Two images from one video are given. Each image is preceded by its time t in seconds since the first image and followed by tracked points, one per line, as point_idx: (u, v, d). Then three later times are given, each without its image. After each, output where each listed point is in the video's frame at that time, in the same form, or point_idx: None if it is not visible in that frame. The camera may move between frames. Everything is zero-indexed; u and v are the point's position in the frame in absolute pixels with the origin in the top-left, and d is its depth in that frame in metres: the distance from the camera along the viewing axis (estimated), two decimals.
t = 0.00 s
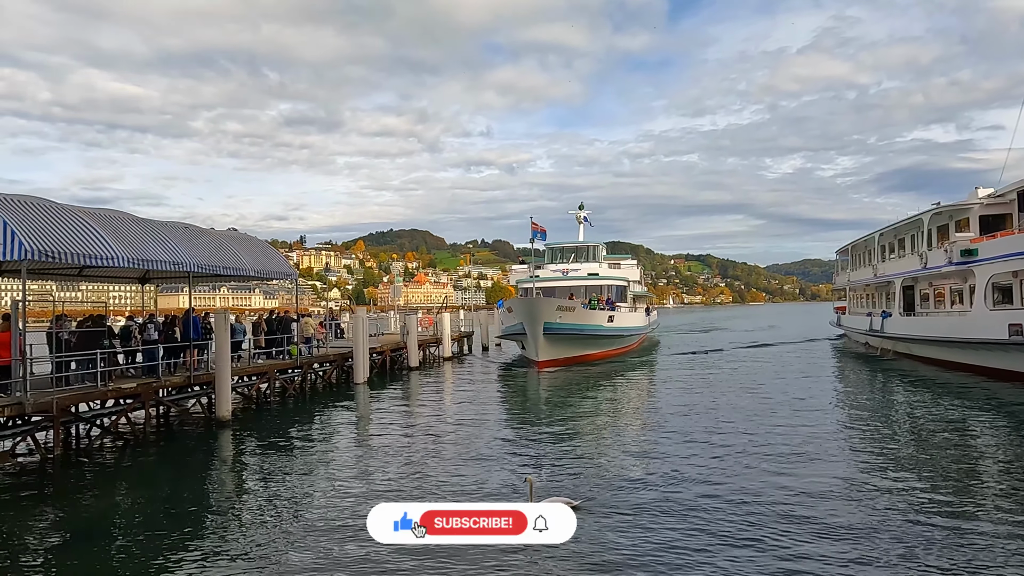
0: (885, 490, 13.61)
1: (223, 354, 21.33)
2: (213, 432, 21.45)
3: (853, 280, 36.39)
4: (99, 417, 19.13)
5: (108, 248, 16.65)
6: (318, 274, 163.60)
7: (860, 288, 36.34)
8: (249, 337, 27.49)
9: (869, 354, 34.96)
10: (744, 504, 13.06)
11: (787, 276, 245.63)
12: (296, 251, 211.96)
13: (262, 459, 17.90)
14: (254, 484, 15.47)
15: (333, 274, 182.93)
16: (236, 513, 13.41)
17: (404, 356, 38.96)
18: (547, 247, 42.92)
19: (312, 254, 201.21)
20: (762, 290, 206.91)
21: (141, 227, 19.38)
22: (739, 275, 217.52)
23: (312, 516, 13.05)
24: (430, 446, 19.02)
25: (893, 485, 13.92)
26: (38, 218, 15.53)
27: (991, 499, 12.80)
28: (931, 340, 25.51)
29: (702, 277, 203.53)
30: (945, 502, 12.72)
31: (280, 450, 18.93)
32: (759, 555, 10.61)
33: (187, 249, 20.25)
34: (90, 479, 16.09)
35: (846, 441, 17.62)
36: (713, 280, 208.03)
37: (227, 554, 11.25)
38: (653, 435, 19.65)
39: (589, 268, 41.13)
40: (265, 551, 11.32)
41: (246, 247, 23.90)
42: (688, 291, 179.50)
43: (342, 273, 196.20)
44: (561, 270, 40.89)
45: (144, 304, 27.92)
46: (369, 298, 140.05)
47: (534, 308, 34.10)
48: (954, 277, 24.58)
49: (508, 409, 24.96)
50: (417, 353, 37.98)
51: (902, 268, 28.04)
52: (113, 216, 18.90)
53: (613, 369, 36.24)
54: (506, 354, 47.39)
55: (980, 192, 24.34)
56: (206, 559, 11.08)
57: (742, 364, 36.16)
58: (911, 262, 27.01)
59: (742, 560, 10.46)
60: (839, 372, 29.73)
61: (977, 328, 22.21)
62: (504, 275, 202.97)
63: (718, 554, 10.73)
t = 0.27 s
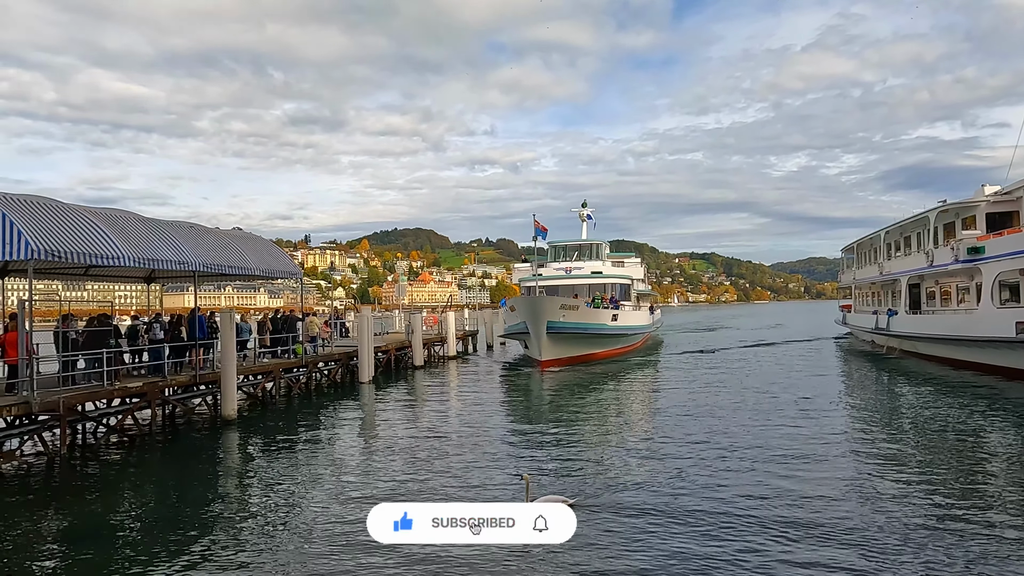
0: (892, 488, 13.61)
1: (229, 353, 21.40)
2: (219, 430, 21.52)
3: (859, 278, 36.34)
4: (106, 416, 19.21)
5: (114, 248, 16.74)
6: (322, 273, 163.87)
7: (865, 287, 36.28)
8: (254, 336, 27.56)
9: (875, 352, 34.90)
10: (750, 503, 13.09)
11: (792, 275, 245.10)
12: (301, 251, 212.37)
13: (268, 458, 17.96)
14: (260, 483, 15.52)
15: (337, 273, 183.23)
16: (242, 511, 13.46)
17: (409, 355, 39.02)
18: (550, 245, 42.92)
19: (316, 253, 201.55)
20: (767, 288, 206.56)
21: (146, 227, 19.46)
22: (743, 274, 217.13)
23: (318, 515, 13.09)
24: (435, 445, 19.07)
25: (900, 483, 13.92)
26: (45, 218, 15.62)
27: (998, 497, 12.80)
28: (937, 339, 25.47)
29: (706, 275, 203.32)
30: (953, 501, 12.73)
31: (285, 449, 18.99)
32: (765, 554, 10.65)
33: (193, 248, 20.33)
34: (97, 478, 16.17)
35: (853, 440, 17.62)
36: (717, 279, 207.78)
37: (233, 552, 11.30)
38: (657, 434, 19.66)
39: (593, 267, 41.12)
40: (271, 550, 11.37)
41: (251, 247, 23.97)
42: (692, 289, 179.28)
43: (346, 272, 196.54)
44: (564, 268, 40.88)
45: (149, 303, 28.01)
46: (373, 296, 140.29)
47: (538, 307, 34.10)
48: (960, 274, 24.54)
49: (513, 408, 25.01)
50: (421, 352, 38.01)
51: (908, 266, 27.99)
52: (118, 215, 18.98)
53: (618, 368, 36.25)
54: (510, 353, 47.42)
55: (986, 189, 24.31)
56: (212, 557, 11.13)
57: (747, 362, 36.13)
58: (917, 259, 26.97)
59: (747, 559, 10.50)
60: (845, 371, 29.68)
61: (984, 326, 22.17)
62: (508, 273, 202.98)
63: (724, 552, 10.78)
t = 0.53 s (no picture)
0: (899, 487, 13.59)
1: (234, 352, 21.46)
2: (224, 429, 21.59)
3: (865, 276, 36.25)
4: (112, 415, 19.29)
5: (120, 247, 16.80)
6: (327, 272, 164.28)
7: (871, 285, 36.19)
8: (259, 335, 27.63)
9: (881, 351, 34.81)
10: (755, 502, 13.09)
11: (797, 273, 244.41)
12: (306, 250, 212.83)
13: (273, 457, 18.00)
14: (265, 482, 15.56)
15: (342, 272, 183.54)
16: (247, 511, 13.49)
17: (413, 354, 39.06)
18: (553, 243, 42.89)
19: (321, 252, 201.96)
20: (772, 286, 206.10)
21: (151, 226, 19.53)
22: (749, 272, 216.65)
23: (323, 514, 13.12)
24: (440, 444, 19.09)
25: (906, 482, 13.90)
26: (51, 218, 15.69)
27: (1006, 496, 12.76)
28: (944, 337, 25.38)
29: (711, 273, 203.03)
30: (959, 500, 12.70)
31: (290, 448, 19.04)
32: (770, 553, 10.65)
33: (198, 247, 20.40)
34: (103, 477, 16.24)
35: (859, 439, 17.59)
36: (722, 277, 207.35)
37: (237, 552, 11.33)
38: (662, 433, 19.65)
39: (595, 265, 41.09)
40: (275, 549, 11.39)
41: (255, 246, 24.03)
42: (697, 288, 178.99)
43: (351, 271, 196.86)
44: (566, 266, 40.84)
45: (155, 302, 28.10)
46: (378, 295, 140.45)
47: (541, 306, 34.08)
48: (967, 273, 24.46)
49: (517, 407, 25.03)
50: (426, 351, 38.04)
51: (914, 265, 27.90)
52: (123, 214, 19.04)
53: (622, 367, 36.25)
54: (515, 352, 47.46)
55: (993, 187, 24.25)
56: (217, 557, 11.16)
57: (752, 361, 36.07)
58: (923, 257, 26.88)
59: (752, 557, 10.51)
60: (851, 369, 29.60)
61: (991, 324, 22.09)
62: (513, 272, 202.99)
63: (729, 551, 10.79)
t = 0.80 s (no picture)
0: (904, 486, 13.58)
1: (238, 350, 21.53)
2: (229, 428, 21.67)
3: (870, 274, 36.18)
4: (118, 414, 19.38)
5: (125, 247, 16.88)
6: (332, 271, 164.59)
7: (877, 284, 36.10)
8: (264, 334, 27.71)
9: (886, 349, 34.73)
10: (758, 501, 13.10)
11: (802, 272, 243.85)
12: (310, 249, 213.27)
13: (277, 456, 18.07)
14: (270, 480, 15.63)
15: (347, 271, 183.84)
16: (251, 510, 13.54)
17: (417, 353, 39.12)
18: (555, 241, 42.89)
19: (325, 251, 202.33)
20: (777, 285, 205.66)
21: (156, 225, 19.61)
22: (753, 271, 216.12)
23: (327, 513, 13.16)
24: (444, 442, 19.14)
25: (912, 481, 13.89)
26: (56, 217, 15.77)
27: (1011, 495, 12.75)
28: (950, 336, 25.31)
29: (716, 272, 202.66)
30: (965, 499, 12.69)
31: (295, 447, 19.09)
32: (773, 552, 10.67)
33: (202, 247, 20.47)
34: (109, 475, 16.33)
35: (864, 438, 17.57)
36: (726, 276, 206.98)
37: (242, 551, 11.38)
38: (666, 432, 19.67)
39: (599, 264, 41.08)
40: (279, 548, 11.43)
41: (260, 245, 24.10)
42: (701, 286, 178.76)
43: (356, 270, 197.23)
44: (570, 265, 40.89)
45: (160, 301, 28.19)
46: (382, 294, 140.65)
47: (545, 305, 34.10)
48: (973, 271, 24.41)
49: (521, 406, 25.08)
50: (430, 350, 38.09)
51: (920, 263, 27.84)
52: (127, 213, 19.12)
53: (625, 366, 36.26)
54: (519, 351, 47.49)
55: (999, 185, 24.19)
56: (221, 556, 11.21)
57: (756, 360, 36.06)
58: (929, 256, 26.82)
59: (755, 556, 10.53)
60: (856, 368, 29.55)
61: (998, 323, 22.03)
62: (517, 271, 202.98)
63: (732, 550, 10.80)
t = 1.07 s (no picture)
0: (909, 486, 13.56)
1: (243, 350, 21.59)
2: (234, 427, 21.73)
3: (876, 273, 36.09)
4: (123, 413, 19.45)
5: (129, 246, 16.96)
6: (336, 270, 164.85)
7: (882, 282, 36.02)
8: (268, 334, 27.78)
9: (892, 348, 34.67)
10: (762, 500, 13.11)
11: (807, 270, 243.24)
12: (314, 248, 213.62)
13: (281, 455, 18.13)
14: (274, 480, 15.69)
15: (350, 270, 184.05)
16: (255, 509, 13.59)
17: (421, 352, 39.17)
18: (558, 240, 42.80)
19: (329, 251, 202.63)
20: (781, 284, 205.16)
21: (160, 225, 19.68)
22: (758, 270, 215.64)
23: (331, 512, 13.22)
24: (448, 442, 19.17)
25: (917, 481, 13.89)
26: (61, 217, 15.84)
27: (1016, 495, 12.74)
28: (955, 334, 25.24)
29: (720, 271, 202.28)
30: (970, 498, 12.68)
31: (299, 446, 19.15)
32: (777, 551, 10.69)
33: (206, 246, 20.53)
34: (114, 475, 16.40)
35: (869, 437, 17.56)
36: (731, 274, 206.56)
37: (246, 549, 11.44)
38: (669, 431, 19.67)
39: (602, 263, 41.03)
40: (283, 547, 11.48)
41: (264, 244, 24.16)
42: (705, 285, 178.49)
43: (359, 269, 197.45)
44: (573, 264, 40.83)
45: (165, 301, 28.29)
46: (386, 293, 140.76)
47: (548, 304, 34.09)
48: (978, 269, 24.33)
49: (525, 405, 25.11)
50: (434, 349, 38.12)
51: (925, 262, 27.77)
52: (131, 213, 19.19)
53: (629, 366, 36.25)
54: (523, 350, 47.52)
55: (1004, 183, 24.10)
56: (225, 555, 11.27)
57: (760, 359, 36.02)
58: (934, 254, 26.75)
59: (759, 556, 10.54)
60: (861, 367, 29.49)
61: (1004, 321, 21.96)
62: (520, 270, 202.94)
63: (734, 550, 10.80)
